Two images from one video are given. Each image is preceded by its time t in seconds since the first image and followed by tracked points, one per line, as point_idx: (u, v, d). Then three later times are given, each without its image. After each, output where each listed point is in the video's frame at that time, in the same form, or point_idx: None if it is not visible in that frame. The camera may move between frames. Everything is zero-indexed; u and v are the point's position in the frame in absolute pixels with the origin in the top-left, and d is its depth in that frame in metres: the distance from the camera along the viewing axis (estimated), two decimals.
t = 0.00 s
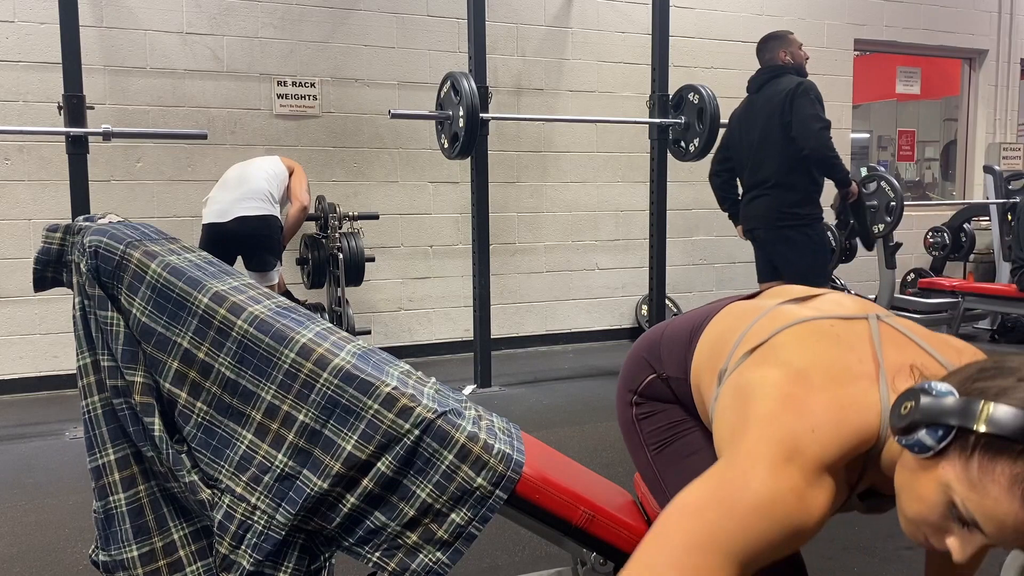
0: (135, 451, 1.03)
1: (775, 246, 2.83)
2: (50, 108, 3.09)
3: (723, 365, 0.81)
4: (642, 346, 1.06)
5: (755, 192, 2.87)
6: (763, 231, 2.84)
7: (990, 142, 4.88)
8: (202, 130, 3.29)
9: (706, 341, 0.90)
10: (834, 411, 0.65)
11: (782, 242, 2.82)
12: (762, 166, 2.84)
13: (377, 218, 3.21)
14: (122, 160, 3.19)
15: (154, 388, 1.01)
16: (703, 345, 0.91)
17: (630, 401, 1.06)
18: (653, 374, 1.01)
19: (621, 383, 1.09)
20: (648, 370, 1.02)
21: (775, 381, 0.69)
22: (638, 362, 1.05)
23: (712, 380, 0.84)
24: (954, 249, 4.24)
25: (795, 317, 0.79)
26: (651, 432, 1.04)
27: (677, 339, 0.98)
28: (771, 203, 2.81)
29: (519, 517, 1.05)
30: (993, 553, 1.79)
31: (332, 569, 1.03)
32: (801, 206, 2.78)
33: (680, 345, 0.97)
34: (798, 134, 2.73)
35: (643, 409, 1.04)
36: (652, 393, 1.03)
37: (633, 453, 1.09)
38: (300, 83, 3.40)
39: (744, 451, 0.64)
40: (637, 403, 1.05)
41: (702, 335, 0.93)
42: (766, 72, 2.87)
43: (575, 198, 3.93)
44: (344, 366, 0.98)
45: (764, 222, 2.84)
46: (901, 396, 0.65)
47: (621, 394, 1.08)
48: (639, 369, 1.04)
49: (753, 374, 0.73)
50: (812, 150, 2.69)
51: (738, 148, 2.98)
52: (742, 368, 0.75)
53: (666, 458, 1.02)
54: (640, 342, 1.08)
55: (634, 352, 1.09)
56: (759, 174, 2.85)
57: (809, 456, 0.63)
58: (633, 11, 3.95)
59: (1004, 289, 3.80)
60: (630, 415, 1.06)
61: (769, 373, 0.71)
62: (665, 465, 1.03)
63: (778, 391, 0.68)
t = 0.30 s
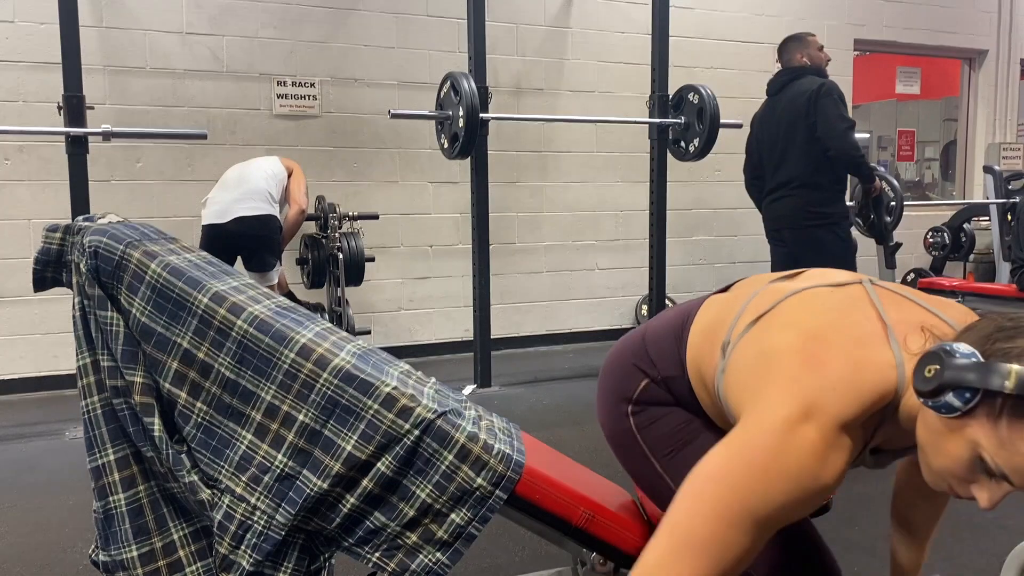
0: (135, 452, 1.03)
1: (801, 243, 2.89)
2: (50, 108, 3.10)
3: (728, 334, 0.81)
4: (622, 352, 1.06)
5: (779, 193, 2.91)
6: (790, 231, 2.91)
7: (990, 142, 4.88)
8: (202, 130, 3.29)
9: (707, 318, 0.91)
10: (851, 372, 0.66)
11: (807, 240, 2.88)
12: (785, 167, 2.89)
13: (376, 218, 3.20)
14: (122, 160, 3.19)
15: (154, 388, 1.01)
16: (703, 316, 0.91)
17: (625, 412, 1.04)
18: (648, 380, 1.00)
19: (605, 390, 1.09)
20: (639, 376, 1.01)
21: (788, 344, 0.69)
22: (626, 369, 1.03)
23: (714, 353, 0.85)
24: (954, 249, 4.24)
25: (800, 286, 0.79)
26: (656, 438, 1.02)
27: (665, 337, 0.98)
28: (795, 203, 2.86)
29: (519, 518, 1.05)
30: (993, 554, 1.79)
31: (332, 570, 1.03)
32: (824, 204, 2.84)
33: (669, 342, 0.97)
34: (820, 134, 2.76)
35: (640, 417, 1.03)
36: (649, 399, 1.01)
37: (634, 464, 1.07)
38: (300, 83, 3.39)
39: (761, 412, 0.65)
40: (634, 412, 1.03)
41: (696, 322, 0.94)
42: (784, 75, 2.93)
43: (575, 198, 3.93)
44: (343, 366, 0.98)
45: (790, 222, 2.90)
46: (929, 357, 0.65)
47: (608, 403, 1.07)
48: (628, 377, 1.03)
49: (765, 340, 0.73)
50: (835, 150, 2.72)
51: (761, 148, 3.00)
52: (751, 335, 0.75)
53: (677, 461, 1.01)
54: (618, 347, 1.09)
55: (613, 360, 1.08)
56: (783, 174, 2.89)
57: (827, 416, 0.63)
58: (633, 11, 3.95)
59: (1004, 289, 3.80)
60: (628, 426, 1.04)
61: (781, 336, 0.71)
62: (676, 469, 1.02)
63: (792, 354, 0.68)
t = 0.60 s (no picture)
0: (135, 452, 1.03)
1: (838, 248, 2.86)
2: (50, 109, 3.10)
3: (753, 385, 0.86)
4: (612, 366, 1.09)
5: (817, 198, 2.87)
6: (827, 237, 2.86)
7: (989, 142, 4.88)
8: (202, 130, 3.29)
9: (714, 350, 0.95)
10: (898, 444, 0.73)
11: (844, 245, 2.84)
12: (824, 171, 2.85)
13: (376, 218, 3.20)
14: (123, 160, 3.19)
15: (154, 388, 1.01)
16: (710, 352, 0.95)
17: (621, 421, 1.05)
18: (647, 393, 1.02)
19: (596, 405, 1.10)
20: (639, 388, 1.03)
21: (834, 417, 0.75)
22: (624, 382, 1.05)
23: (735, 400, 0.90)
24: (954, 249, 4.24)
25: (818, 335, 0.84)
26: (652, 448, 1.03)
27: (665, 354, 1.01)
28: (836, 207, 2.82)
29: (518, 518, 1.05)
30: (993, 553, 1.79)
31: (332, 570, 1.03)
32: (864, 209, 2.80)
33: (671, 360, 1.00)
34: (864, 143, 2.77)
35: (638, 427, 1.04)
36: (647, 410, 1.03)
37: (624, 478, 1.07)
38: (300, 83, 3.40)
39: (827, 496, 0.71)
40: (630, 422, 1.05)
41: (699, 351, 0.97)
42: (823, 77, 2.88)
43: (574, 197, 3.92)
44: (343, 366, 0.98)
45: (827, 228, 2.85)
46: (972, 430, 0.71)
47: (601, 420, 1.08)
48: (626, 389, 1.04)
49: (803, 407, 0.78)
50: (881, 156, 2.74)
51: (797, 152, 2.95)
52: (788, 401, 0.80)
53: (672, 469, 1.02)
54: (604, 364, 1.12)
55: (601, 376, 1.10)
56: (822, 177, 2.85)
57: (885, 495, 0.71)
58: (633, 11, 3.95)
59: (1004, 289, 3.81)
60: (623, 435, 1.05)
61: (824, 407, 0.76)
62: (671, 477, 1.02)
63: (841, 428, 0.74)
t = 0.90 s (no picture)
0: (135, 452, 1.03)
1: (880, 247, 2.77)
2: (50, 108, 3.10)
3: (761, 322, 0.83)
4: (605, 347, 1.04)
5: (864, 197, 2.74)
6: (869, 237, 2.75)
7: (989, 142, 4.88)
8: (202, 130, 3.29)
9: (715, 307, 0.91)
10: (929, 336, 0.70)
11: (884, 246, 2.75)
12: (878, 169, 2.71)
13: (377, 218, 3.20)
14: (123, 160, 3.19)
15: (154, 388, 1.01)
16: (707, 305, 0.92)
17: (627, 405, 0.98)
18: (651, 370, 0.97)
19: (591, 388, 1.04)
20: (641, 367, 0.98)
21: (858, 318, 0.72)
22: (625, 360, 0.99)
23: (742, 346, 0.86)
24: (954, 249, 4.23)
25: (821, 268, 0.83)
26: (660, 432, 0.97)
27: (664, 325, 0.96)
28: (888, 207, 2.71)
29: (519, 518, 1.05)
30: (993, 554, 1.80)
31: (332, 569, 1.03)
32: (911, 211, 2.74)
33: (669, 330, 0.96)
34: (920, 142, 2.70)
35: (644, 410, 0.98)
36: (651, 387, 0.98)
37: (626, 466, 1.01)
38: (300, 83, 3.40)
39: (862, 388, 0.67)
40: (637, 405, 0.98)
41: (696, 311, 0.94)
42: (882, 70, 2.72)
43: (574, 197, 3.92)
44: (343, 366, 0.98)
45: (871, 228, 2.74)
46: (1005, 334, 0.67)
47: (599, 400, 1.02)
48: (628, 369, 0.98)
49: (823, 318, 0.75)
50: (935, 156, 2.70)
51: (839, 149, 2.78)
52: (805, 316, 0.77)
53: (682, 457, 0.97)
54: (594, 346, 1.07)
55: (595, 359, 1.05)
56: (879, 177, 2.71)
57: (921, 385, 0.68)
58: (633, 11, 3.95)
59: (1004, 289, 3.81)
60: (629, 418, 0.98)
61: (846, 311, 0.73)
62: (681, 465, 0.97)
63: (867, 326, 0.71)
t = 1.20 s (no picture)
0: (135, 452, 1.03)
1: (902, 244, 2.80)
2: (50, 108, 3.10)
3: (739, 264, 0.97)
4: (583, 356, 1.06)
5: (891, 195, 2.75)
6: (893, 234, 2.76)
7: (990, 142, 4.88)
8: (202, 130, 3.29)
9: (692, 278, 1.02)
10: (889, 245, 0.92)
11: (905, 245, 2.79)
12: (906, 168, 2.74)
13: (377, 218, 3.20)
14: (123, 160, 3.19)
15: (154, 388, 1.01)
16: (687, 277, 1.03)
17: (625, 399, 0.99)
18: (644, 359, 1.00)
19: (574, 398, 1.05)
20: (634, 359, 1.00)
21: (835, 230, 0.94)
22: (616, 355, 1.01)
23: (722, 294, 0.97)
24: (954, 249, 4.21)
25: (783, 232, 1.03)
26: (660, 425, 0.97)
27: (647, 315, 1.02)
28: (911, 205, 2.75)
29: (519, 518, 1.04)
30: (993, 554, 1.80)
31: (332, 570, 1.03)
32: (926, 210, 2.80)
33: (654, 317, 1.02)
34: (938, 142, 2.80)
35: (642, 404, 0.99)
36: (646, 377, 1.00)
37: (622, 464, 0.99)
38: (300, 83, 3.40)
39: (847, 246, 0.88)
40: (634, 399, 0.99)
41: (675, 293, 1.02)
42: (912, 71, 2.76)
43: (575, 197, 3.92)
44: (343, 366, 0.98)
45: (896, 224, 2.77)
46: (961, 250, 0.85)
47: (590, 403, 1.02)
48: (622, 365, 1.00)
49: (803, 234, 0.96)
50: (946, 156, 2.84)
51: (869, 147, 2.75)
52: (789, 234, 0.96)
53: (684, 450, 0.96)
54: (566, 364, 1.09)
55: (571, 366, 1.07)
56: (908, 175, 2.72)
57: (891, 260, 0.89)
58: (633, 11, 3.95)
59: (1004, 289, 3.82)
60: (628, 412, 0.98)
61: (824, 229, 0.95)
62: (682, 459, 0.96)
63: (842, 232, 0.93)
